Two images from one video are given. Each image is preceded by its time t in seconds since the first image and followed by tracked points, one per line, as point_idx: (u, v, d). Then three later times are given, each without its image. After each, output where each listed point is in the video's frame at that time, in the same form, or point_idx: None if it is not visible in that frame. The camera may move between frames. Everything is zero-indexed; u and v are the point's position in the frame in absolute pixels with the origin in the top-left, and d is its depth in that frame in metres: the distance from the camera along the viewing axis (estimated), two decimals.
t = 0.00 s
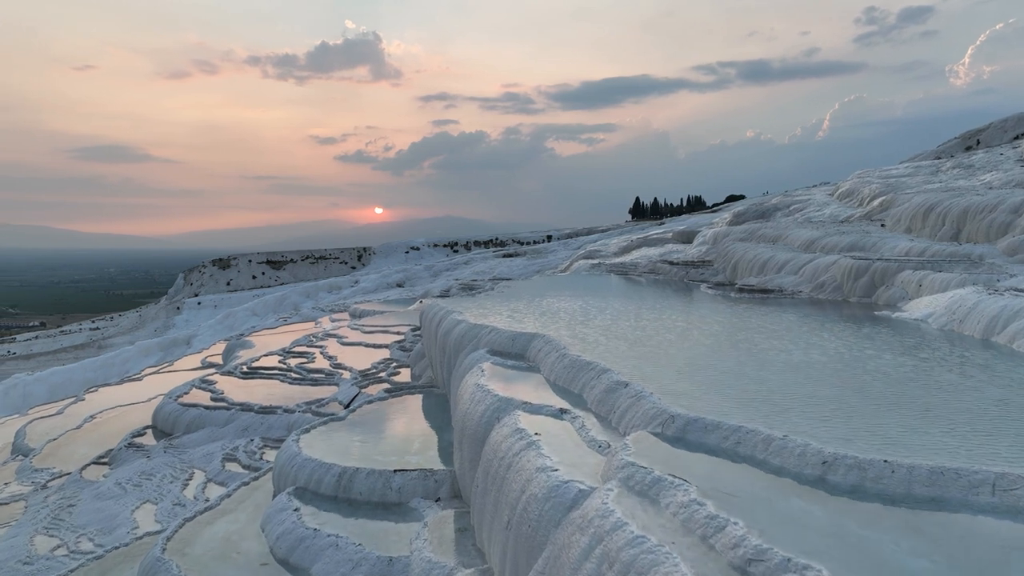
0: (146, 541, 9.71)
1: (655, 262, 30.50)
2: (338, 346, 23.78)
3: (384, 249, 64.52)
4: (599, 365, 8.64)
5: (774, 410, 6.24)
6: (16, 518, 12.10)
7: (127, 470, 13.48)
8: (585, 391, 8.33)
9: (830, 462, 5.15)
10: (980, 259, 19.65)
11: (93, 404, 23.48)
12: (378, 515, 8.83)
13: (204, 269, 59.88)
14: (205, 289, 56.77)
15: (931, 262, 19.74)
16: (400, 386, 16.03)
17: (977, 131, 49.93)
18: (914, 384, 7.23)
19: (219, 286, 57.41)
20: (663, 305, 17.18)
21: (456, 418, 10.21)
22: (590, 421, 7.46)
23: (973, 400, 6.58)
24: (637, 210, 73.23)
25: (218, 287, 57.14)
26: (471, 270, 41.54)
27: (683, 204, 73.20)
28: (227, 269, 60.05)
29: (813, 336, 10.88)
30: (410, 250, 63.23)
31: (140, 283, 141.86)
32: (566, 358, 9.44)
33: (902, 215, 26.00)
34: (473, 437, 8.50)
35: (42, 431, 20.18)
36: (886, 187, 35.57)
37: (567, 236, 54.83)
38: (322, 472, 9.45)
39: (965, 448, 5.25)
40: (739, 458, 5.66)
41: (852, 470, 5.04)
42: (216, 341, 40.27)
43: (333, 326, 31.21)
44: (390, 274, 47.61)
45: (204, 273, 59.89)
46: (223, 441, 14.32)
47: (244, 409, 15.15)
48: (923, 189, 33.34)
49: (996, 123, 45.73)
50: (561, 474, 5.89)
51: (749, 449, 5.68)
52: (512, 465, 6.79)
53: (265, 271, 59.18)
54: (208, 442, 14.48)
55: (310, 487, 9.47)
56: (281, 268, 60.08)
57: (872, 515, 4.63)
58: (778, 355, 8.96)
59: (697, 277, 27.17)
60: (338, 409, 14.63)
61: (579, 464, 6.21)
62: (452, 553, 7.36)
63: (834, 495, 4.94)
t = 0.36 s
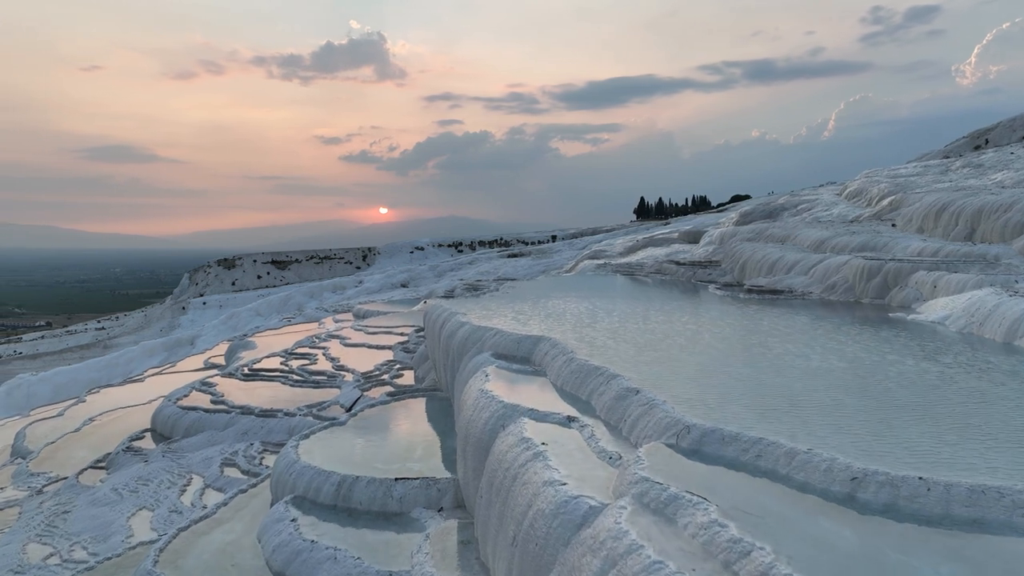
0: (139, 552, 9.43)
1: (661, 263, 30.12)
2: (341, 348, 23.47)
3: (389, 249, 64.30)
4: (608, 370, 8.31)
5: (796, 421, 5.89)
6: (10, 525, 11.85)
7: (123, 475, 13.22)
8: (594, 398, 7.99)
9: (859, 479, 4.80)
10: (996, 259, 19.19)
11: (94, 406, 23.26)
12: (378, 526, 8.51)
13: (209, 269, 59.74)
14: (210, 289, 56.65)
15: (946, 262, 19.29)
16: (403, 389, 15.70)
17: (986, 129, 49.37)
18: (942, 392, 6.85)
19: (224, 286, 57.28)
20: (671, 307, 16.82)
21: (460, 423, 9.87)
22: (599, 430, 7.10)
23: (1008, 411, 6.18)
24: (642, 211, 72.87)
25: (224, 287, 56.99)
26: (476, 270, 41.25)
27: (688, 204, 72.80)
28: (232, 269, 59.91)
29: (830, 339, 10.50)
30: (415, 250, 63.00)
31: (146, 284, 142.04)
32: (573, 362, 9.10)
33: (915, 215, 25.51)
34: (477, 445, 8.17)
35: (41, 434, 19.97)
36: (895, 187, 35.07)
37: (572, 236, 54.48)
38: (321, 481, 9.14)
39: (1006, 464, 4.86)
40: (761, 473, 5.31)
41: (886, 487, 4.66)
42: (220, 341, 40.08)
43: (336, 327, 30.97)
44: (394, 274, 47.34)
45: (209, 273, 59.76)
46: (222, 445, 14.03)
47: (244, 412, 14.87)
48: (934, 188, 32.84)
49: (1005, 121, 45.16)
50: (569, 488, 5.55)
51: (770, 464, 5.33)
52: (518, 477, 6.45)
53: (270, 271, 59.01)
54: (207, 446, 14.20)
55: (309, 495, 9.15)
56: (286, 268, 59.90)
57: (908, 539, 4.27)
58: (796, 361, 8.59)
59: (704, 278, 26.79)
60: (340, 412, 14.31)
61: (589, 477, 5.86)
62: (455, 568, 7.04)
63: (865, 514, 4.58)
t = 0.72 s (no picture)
0: (132, 563, 9.13)
1: (668, 263, 29.72)
2: (343, 349, 23.18)
3: (393, 249, 64.07)
4: (617, 376, 7.95)
5: (821, 433, 5.53)
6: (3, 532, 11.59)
7: (120, 481, 12.93)
8: (604, 406, 7.64)
9: (893, 499, 4.44)
10: (1012, 259, 18.74)
11: (95, 407, 23.02)
12: (378, 538, 8.19)
13: (214, 269, 59.58)
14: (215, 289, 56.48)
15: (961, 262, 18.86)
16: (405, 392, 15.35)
17: (995, 128, 48.80)
18: (973, 402, 6.46)
19: (229, 286, 57.11)
20: (680, 309, 16.46)
21: (464, 430, 9.54)
22: (609, 441, 6.75)
23: None
24: (647, 211, 72.47)
25: (229, 287, 56.80)
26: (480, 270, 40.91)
27: (693, 203, 72.37)
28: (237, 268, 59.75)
29: (847, 343, 10.11)
30: (420, 250, 62.75)
31: (151, 283, 142.27)
32: (581, 367, 8.76)
33: (927, 215, 25.04)
34: (481, 454, 7.83)
35: (42, 436, 19.75)
36: (905, 186, 34.58)
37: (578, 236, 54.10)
38: (319, 490, 8.82)
39: None
40: (785, 489, 4.95)
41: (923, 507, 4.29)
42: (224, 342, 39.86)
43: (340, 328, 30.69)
44: (398, 274, 47.05)
45: (214, 273, 59.61)
46: (221, 450, 13.73)
47: (244, 415, 14.57)
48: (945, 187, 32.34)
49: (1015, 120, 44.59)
50: (580, 505, 5.20)
51: (795, 480, 4.97)
52: (524, 491, 6.10)
53: (275, 271, 58.80)
54: (206, 451, 13.90)
55: (307, 505, 8.83)
56: (290, 268, 59.70)
57: (951, 566, 3.90)
58: (814, 367, 8.22)
59: (712, 278, 26.39)
60: (341, 416, 13.99)
61: (599, 492, 5.52)
62: None
63: (901, 539, 4.21)
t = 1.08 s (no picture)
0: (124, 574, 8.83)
1: (675, 263, 29.33)
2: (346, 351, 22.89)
3: (398, 249, 63.83)
4: (626, 383, 7.60)
5: (846, 448, 5.18)
6: None
7: (116, 486, 12.64)
8: (613, 414, 7.29)
9: (931, 522, 4.09)
10: None
11: (96, 409, 22.77)
12: (378, 550, 7.86)
13: (219, 269, 59.41)
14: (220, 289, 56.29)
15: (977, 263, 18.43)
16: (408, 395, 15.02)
17: (1004, 127, 48.28)
18: (1005, 413, 6.09)
19: (234, 286, 56.92)
20: (688, 310, 16.10)
21: (467, 437, 9.20)
22: (619, 452, 6.41)
23: None
24: (652, 210, 72.11)
25: (234, 287, 56.58)
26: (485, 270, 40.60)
27: (698, 203, 71.95)
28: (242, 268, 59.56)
29: (864, 347, 9.73)
30: (424, 250, 62.49)
31: (157, 284, 142.35)
32: (589, 373, 8.41)
33: (939, 214, 24.61)
34: (484, 464, 7.49)
35: (41, 438, 19.51)
36: (915, 185, 34.11)
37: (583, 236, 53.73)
38: (317, 499, 8.50)
39: None
40: (811, 510, 4.60)
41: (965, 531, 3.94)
42: (228, 342, 39.64)
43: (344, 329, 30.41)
44: (403, 274, 46.74)
45: (219, 273, 59.44)
46: (220, 454, 13.43)
47: (243, 419, 14.27)
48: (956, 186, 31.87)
49: None
50: (590, 525, 4.86)
51: (821, 499, 4.62)
52: (530, 506, 5.77)
53: (280, 271, 58.57)
54: (204, 455, 13.61)
55: (305, 516, 8.51)
56: (295, 268, 59.49)
57: None
58: (833, 373, 7.85)
59: (720, 278, 25.98)
60: (342, 421, 13.67)
61: (611, 510, 5.18)
62: None
63: (941, 566, 3.86)
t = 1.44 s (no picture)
0: None
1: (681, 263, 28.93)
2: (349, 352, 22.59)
3: (403, 249, 63.60)
4: (636, 390, 7.25)
5: (876, 464, 4.81)
6: None
7: (111, 492, 12.36)
8: (623, 423, 6.94)
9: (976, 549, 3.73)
10: None
11: (97, 411, 22.54)
12: (377, 563, 7.54)
13: (224, 269, 59.28)
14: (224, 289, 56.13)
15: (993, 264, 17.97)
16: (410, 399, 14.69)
17: (1014, 126, 47.73)
18: None
19: (239, 286, 56.78)
20: (697, 312, 15.73)
21: (469, 444, 8.86)
22: (630, 465, 6.06)
23: None
24: (657, 210, 71.73)
25: (239, 287, 56.41)
26: (489, 271, 40.26)
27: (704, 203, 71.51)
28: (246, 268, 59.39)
29: (883, 352, 9.33)
30: (429, 250, 62.23)
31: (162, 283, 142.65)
32: (597, 379, 8.07)
33: (952, 214, 24.14)
34: (488, 474, 7.16)
35: (41, 440, 19.28)
36: (925, 185, 33.62)
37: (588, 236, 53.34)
38: (315, 510, 8.18)
39: None
40: (841, 533, 4.24)
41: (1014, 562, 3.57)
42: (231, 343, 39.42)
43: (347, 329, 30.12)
44: (407, 274, 46.45)
45: (224, 273, 59.31)
46: (218, 459, 13.13)
47: (243, 423, 13.98)
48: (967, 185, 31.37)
49: None
50: (601, 547, 4.51)
51: (852, 521, 4.27)
52: (536, 522, 5.43)
53: (285, 271, 58.40)
54: (202, 460, 13.31)
55: (302, 527, 8.19)
56: (300, 268, 59.30)
57: None
58: (854, 380, 7.48)
59: (727, 279, 25.57)
60: (342, 425, 13.35)
61: (623, 530, 4.83)
62: None
63: None
